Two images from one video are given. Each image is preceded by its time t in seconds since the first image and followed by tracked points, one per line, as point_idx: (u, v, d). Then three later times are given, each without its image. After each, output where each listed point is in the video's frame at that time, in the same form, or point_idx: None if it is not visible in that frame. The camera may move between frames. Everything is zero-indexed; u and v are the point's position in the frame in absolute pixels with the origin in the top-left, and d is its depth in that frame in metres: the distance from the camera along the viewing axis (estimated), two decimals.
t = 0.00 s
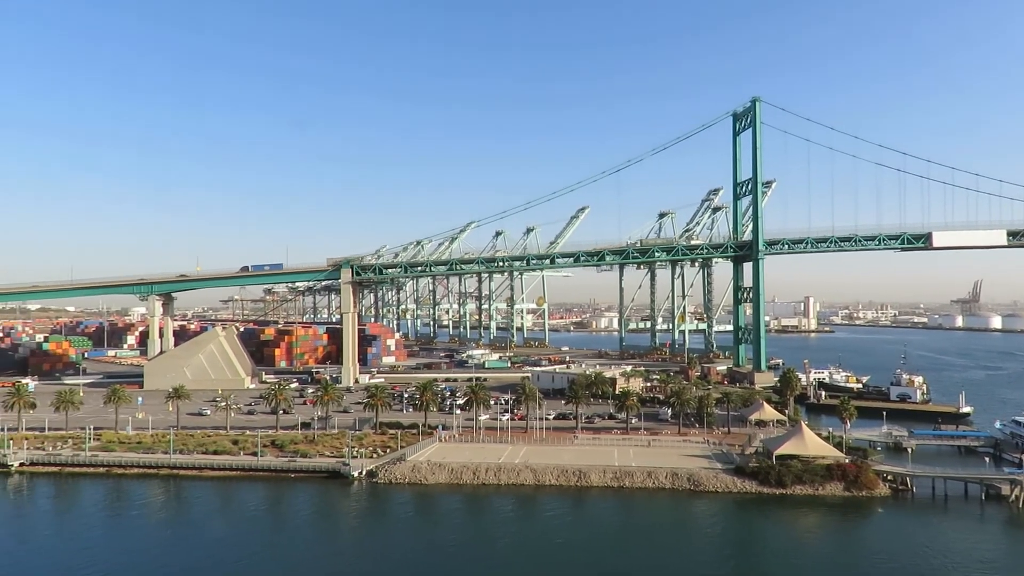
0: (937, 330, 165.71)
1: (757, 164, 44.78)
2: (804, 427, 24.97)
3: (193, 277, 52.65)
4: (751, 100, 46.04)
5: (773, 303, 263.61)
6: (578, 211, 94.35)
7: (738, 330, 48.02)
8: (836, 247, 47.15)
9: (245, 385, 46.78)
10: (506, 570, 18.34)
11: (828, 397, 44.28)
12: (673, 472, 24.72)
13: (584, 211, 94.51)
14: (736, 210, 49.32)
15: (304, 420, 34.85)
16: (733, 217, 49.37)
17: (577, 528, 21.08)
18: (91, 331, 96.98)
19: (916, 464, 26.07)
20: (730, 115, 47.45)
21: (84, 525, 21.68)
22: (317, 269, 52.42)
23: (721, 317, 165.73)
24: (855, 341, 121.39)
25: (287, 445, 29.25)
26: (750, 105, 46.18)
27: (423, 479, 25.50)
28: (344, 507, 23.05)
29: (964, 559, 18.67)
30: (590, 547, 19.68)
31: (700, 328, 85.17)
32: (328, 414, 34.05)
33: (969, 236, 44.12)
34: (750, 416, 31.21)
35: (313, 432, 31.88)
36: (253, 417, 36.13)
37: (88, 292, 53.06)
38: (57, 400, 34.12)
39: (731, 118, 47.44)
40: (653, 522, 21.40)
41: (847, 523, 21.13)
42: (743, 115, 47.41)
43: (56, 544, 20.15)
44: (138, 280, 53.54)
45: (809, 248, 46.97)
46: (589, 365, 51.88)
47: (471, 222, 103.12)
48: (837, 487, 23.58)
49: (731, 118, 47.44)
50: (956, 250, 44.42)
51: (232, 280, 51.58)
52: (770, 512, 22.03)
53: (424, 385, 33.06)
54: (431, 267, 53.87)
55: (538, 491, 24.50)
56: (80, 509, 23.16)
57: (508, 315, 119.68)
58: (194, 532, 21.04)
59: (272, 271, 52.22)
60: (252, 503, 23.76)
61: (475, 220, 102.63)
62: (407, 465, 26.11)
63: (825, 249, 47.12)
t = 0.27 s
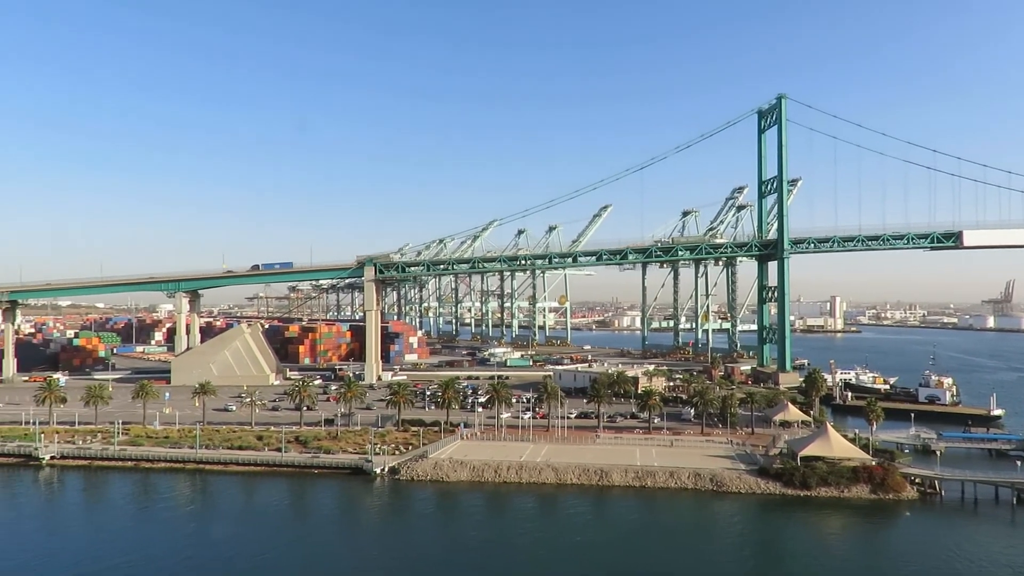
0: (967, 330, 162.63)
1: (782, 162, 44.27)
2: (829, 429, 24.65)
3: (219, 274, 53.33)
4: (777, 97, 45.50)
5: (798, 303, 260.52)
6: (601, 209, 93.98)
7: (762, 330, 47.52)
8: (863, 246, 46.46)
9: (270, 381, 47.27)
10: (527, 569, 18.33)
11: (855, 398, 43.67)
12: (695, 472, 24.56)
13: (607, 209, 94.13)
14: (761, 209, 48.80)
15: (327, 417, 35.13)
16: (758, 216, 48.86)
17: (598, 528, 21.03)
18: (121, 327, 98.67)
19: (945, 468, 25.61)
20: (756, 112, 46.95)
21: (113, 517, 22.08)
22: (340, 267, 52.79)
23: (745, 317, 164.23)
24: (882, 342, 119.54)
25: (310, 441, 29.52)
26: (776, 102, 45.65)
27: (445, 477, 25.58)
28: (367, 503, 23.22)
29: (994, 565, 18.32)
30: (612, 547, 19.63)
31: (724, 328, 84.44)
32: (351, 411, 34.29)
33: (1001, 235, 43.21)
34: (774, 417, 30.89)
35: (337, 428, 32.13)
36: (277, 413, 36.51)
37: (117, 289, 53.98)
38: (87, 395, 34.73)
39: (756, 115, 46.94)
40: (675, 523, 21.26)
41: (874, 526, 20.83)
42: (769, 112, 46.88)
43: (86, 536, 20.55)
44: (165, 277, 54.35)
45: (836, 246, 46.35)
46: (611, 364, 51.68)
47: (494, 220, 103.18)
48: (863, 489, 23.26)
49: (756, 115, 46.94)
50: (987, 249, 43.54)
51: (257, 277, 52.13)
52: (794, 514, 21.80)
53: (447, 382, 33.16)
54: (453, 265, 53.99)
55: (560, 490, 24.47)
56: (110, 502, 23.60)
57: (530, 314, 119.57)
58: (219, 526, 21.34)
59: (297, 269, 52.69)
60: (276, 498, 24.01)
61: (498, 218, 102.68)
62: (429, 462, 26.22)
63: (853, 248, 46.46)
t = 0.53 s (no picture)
0: (999, 331, 159.33)
1: (810, 159, 43.68)
2: (856, 430, 24.32)
3: (245, 268, 53.95)
4: (805, 93, 44.90)
5: (825, 302, 257.18)
6: (625, 206, 93.48)
7: (788, 329, 46.97)
8: (893, 244, 45.71)
9: (295, 374, 47.76)
10: (549, 565, 18.32)
11: (882, 399, 43.01)
12: (718, 471, 24.39)
13: (631, 206, 93.63)
14: (788, 206, 48.24)
15: (350, 410, 35.43)
16: (784, 213, 48.29)
17: (619, 526, 20.93)
18: (149, 319, 100.33)
19: (974, 471, 25.14)
20: (783, 108, 46.38)
21: (142, 506, 22.47)
22: (364, 262, 53.12)
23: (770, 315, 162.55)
24: (911, 342, 117.56)
25: (334, 434, 29.79)
26: (804, 98, 45.03)
27: (466, 472, 25.68)
28: (389, 497, 23.36)
29: None
30: (634, 545, 19.56)
31: (749, 326, 83.63)
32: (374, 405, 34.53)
33: None
34: (800, 417, 30.54)
35: (360, 422, 32.38)
36: (302, 406, 36.89)
37: (146, 282, 54.87)
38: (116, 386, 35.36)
39: (784, 112, 46.37)
40: (698, 522, 21.10)
41: (902, 529, 20.50)
42: (797, 108, 46.27)
43: (116, 524, 20.94)
44: (193, 271, 55.11)
45: (864, 245, 45.65)
46: (634, 362, 51.45)
47: (517, 217, 103.12)
48: (891, 492, 22.91)
49: (784, 112, 46.37)
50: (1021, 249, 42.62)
51: (282, 271, 52.68)
52: (820, 515, 21.54)
53: (469, 377, 33.25)
54: (477, 261, 54.07)
55: (581, 486, 24.44)
56: (139, 491, 24.04)
57: (552, 310, 119.42)
58: (245, 516, 21.63)
59: (321, 264, 53.13)
60: (300, 490, 24.27)
61: (521, 215, 102.58)
62: (451, 457, 26.32)
63: (881, 247, 45.74)
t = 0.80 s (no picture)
0: None
1: (838, 154, 43.04)
2: (884, 429, 23.97)
3: (271, 263, 54.54)
4: (834, 87, 44.23)
5: (853, 299, 253.56)
6: (649, 201, 92.93)
7: (815, 326, 46.39)
8: (923, 241, 44.91)
9: (319, 368, 48.21)
10: (571, 562, 18.27)
11: (911, 398, 42.34)
12: (743, 469, 24.18)
13: (655, 202, 93.03)
14: (815, 202, 47.59)
15: (374, 405, 35.69)
16: (811, 209, 47.67)
17: (641, 523, 20.84)
18: (178, 313, 101.93)
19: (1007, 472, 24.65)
20: (811, 102, 45.75)
21: (170, 497, 22.85)
22: (388, 257, 53.41)
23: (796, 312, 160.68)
24: (942, 340, 115.45)
25: (357, 429, 30.04)
26: (833, 92, 44.37)
27: (489, 467, 25.75)
28: (412, 491, 23.51)
29: None
30: (657, 542, 19.48)
31: (774, 323, 82.75)
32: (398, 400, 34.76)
33: None
34: (826, 415, 30.17)
35: (383, 416, 32.63)
36: (326, 400, 37.25)
37: (174, 277, 55.71)
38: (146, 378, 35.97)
39: (812, 106, 45.74)
40: (722, 520, 20.93)
41: (931, 530, 20.16)
42: (825, 102, 45.61)
43: (145, 514, 21.32)
44: (220, 266, 55.84)
45: (893, 241, 44.91)
46: (657, 358, 51.19)
47: (540, 212, 103.01)
48: (919, 492, 22.55)
49: (812, 106, 45.73)
50: None
51: (308, 266, 53.16)
52: (846, 515, 21.26)
53: (492, 373, 33.32)
54: (500, 257, 54.11)
55: (604, 483, 24.37)
56: (167, 482, 24.46)
57: (575, 307, 119.15)
58: (270, 508, 21.91)
59: (346, 259, 53.52)
60: (324, 483, 24.51)
61: (544, 210, 102.45)
62: (474, 452, 26.41)
63: (911, 243, 44.96)
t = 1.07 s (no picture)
0: None
1: (865, 148, 42.41)
2: (911, 427, 23.61)
3: (295, 261, 55.02)
4: (861, 79, 43.58)
5: (880, 295, 249.93)
6: (672, 197, 92.34)
7: (841, 323, 45.79)
8: (952, 236, 44.13)
9: (342, 364, 48.57)
10: (593, 559, 18.20)
11: (940, 396, 41.64)
12: (767, 467, 23.96)
13: (677, 197, 92.40)
14: (841, 196, 46.94)
15: (397, 401, 35.89)
16: (837, 204, 47.04)
17: (664, 521, 20.73)
18: (203, 310, 103.23)
19: None
20: (838, 96, 45.12)
21: (196, 491, 23.18)
22: (411, 254, 53.63)
23: (821, 309, 158.77)
24: (971, 338, 113.39)
25: (380, 425, 30.23)
26: (860, 85, 43.71)
27: (511, 463, 25.78)
28: (435, 487, 23.62)
29: None
30: (680, 540, 19.35)
31: (799, 320, 81.84)
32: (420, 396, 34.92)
33: None
34: (852, 413, 29.79)
35: (406, 412, 32.79)
36: (349, 396, 37.53)
37: (200, 274, 56.42)
38: (173, 374, 36.49)
39: (838, 99, 45.11)
40: (745, 519, 20.75)
41: (961, 531, 19.81)
42: (852, 95, 44.97)
43: (172, 508, 21.64)
44: (245, 263, 56.45)
45: (922, 237, 44.18)
46: (680, 355, 50.88)
47: (562, 209, 102.80)
48: (948, 492, 22.19)
49: (838, 100, 45.10)
50: None
51: (331, 263, 53.56)
52: (872, 514, 20.98)
53: (513, 369, 33.34)
54: (521, 253, 54.08)
55: (626, 480, 24.29)
56: (193, 476, 24.81)
57: (597, 303, 118.72)
58: (294, 503, 22.13)
59: (368, 256, 53.82)
60: (347, 478, 24.70)
61: (566, 207, 102.22)
62: (496, 449, 26.45)
63: (940, 238, 44.19)
